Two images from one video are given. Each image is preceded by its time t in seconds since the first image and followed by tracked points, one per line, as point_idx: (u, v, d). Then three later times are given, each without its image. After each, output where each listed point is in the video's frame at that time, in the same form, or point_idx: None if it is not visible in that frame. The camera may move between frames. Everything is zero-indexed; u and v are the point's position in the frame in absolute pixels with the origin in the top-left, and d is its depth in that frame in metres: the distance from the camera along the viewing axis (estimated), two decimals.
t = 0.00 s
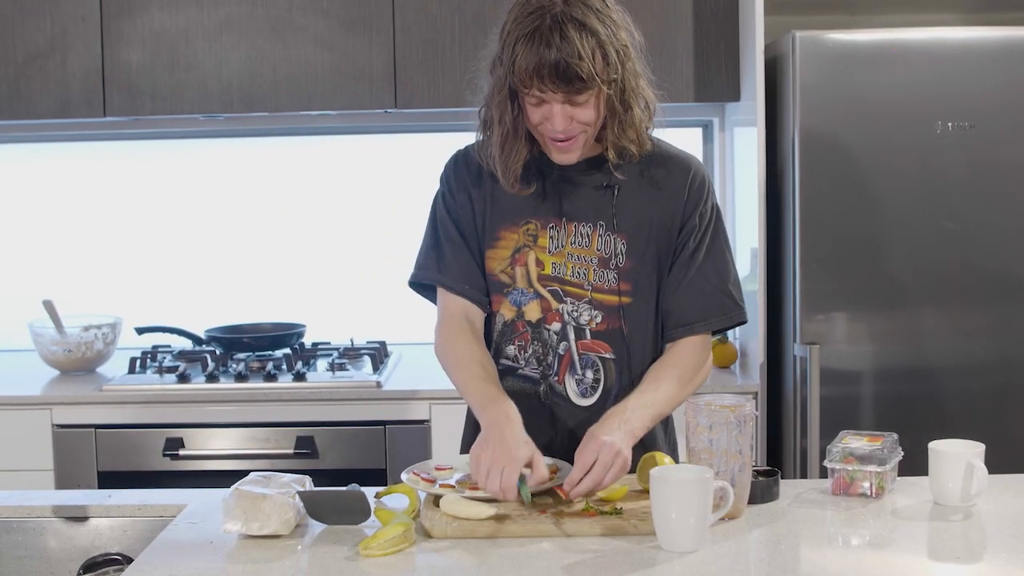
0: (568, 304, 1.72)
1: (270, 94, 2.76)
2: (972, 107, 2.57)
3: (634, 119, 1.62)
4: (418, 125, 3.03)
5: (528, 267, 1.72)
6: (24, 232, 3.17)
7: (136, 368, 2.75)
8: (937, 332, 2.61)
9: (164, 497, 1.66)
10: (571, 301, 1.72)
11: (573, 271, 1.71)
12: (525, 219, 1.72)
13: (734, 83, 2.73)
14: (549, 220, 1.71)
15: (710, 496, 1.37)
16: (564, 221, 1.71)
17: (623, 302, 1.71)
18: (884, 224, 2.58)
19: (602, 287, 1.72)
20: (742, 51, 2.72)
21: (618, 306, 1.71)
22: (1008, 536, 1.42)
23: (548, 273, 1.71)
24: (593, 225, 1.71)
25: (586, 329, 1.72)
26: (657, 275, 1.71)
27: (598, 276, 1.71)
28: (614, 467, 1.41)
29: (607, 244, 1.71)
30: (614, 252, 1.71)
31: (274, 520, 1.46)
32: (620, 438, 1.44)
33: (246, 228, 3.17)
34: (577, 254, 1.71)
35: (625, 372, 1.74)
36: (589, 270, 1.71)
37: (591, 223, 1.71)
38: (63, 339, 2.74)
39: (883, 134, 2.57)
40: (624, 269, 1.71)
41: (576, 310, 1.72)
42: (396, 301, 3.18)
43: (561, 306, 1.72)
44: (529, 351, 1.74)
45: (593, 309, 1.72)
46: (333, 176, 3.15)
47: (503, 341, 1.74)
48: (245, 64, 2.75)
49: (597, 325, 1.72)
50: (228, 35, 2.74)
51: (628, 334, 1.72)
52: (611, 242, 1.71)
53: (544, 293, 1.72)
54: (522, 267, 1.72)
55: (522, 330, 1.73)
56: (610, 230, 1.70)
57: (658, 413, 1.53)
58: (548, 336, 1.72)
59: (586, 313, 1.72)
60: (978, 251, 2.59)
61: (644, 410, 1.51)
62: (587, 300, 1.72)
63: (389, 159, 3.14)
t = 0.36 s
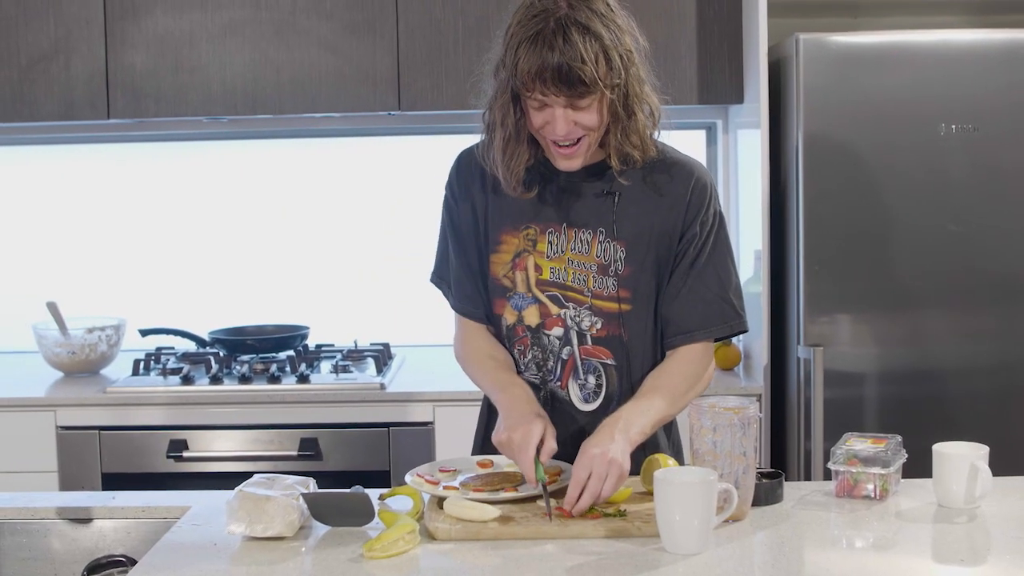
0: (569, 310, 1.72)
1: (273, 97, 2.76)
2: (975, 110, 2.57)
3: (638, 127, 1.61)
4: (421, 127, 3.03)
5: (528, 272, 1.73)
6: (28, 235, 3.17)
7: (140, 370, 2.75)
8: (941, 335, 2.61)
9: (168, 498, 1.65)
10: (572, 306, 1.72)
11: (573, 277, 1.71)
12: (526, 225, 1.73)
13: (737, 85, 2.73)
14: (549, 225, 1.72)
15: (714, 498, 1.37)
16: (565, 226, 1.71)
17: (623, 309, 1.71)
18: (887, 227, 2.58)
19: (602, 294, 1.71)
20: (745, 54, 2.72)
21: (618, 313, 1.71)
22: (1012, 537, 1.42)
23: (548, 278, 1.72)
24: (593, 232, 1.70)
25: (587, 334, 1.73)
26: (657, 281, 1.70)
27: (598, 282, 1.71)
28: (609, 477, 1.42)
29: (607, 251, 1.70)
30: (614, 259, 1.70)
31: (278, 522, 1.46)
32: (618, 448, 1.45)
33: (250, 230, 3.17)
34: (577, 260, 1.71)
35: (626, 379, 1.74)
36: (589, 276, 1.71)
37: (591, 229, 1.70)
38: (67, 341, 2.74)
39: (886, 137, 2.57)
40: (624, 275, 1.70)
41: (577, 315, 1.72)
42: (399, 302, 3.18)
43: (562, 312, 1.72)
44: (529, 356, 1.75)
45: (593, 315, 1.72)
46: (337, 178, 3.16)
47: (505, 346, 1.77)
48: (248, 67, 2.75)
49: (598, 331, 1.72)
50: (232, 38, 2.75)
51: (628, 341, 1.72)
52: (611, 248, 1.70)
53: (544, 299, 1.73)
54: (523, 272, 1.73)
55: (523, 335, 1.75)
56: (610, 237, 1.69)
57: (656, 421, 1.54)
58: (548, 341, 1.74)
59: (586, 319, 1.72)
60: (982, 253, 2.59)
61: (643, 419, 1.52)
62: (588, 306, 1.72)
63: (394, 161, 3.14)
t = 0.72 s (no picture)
0: (589, 309, 1.72)
1: (293, 98, 2.77)
2: (995, 110, 2.56)
3: (655, 128, 1.60)
4: (440, 128, 3.03)
5: (549, 271, 1.73)
6: (47, 235, 3.18)
7: (159, 370, 2.76)
8: (959, 336, 2.60)
9: (188, 498, 1.65)
10: (592, 305, 1.71)
11: (593, 276, 1.71)
12: (547, 224, 1.73)
13: (757, 86, 2.73)
14: (570, 225, 1.72)
15: (733, 499, 1.36)
16: (585, 225, 1.71)
17: (642, 308, 1.70)
18: (904, 228, 2.58)
19: (622, 293, 1.70)
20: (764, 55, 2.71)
21: (638, 312, 1.70)
22: None
23: (568, 277, 1.72)
24: (612, 231, 1.70)
25: (608, 333, 1.72)
26: (677, 281, 1.69)
27: (618, 282, 1.70)
28: (620, 477, 1.40)
29: (626, 250, 1.69)
30: (633, 258, 1.69)
31: (298, 522, 1.46)
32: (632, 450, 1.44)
33: (269, 231, 3.17)
34: (596, 259, 1.70)
35: (646, 379, 1.73)
36: (608, 276, 1.70)
37: (611, 229, 1.70)
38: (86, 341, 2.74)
39: (905, 137, 2.56)
40: (643, 275, 1.69)
41: (597, 315, 1.71)
42: (417, 303, 3.19)
43: (582, 311, 1.72)
44: (551, 355, 1.75)
45: (613, 314, 1.71)
46: (355, 178, 3.16)
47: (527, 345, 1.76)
48: (267, 67, 2.76)
49: (618, 330, 1.71)
50: (250, 38, 2.75)
51: (649, 340, 1.71)
52: (631, 248, 1.69)
53: (565, 298, 1.73)
54: (544, 271, 1.73)
55: (544, 334, 1.75)
56: (630, 237, 1.69)
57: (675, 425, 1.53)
58: (569, 340, 1.73)
59: (606, 318, 1.71)
60: (1002, 254, 2.58)
61: (660, 422, 1.50)
62: (607, 306, 1.71)
63: (412, 162, 3.14)
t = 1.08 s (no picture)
0: (595, 309, 1.71)
1: (298, 101, 2.77)
2: (1000, 113, 2.56)
3: (660, 130, 1.58)
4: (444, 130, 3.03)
5: (555, 271, 1.73)
6: (53, 238, 3.18)
7: (164, 372, 2.76)
8: (964, 339, 2.60)
9: (194, 501, 1.65)
10: (597, 306, 1.71)
11: (598, 276, 1.70)
12: (553, 224, 1.73)
13: (762, 89, 2.73)
14: (576, 225, 1.71)
15: (738, 502, 1.37)
16: (590, 226, 1.70)
17: (648, 308, 1.69)
18: (908, 232, 2.58)
19: (627, 293, 1.69)
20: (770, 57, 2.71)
21: (643, 312, 1.69)
22: None
23: (573, 277, 1.72)
24: (618, 231, 1.69)
25: (613, 333, 1.71)
26: (682, 281, 1.68)
27: (623, 282, 1.69)
28: (627, 482, 1.40)
29: (631, 250, 1.68)
30: (638, 258, 1.68)
31: (303, 525, 1.46)
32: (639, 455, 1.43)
33: (275, 233, 3.17)
34: (602, 259, 1.70)
35: (651, 378, 1.72)
36: (613, 276, 1.69)
37: (616, 229, 1.69)
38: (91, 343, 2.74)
39: (909, 139, 2.56)
40: (649, 275, 1.68)
41: (602, 314, 1.71)
42: (422, 306, 3.19)
43: (587, 311, 1.72)
44: (556, 355, 1.76)
45: (618, 314, 1.70)
46: (360, 181, 3.16)
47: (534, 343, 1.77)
48: (273, 69, 2.76)
49: (623, 330, 1.71)
50: (256, 41, 2.75)
51: (654, 340, 1.70)
52: (636, 248, 1.68)
53: (570, 298, 1.72)
54: (550, 271, 1.73)
55: (550, 333, 1.75)
56: (635, 236, 1.67)
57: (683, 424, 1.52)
58: (574, 340, 1.73)
59: (611, 318, 1.71)
60: (1007, 257, 2.58)
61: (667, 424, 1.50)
62: (612, 306, 1.70)
63: (417, 164, 3.14)
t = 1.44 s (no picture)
0: (597, 310, 1.71)
1: (299, 102, 2.77)
2: (1001, 114, 2.56)
3: (654, 134, 1.57)
4: (445, 132, 3.04)
5: (557, 274, 1.74)
6: (54, 239, 3.19)
7: (165, 373, 2.76)
8: (965, 339, 2.60)
9: (194, 502, 1.65)
10: (599, 306, 1.71)
11: (600, 276, 1.71)
12: (554, 228, 1.74)
13: (762, 90, 2.73)
14: (576, 227, 1.73)
15: (738, 503, 1.36)
16: (591, 227, 1.71)
17: (651, 307, 1.68)
18: (908, 233, 2.58)
19: (628, 293, 1.69)
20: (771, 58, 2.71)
21: (646, 311, 1.69)
22: None
23: (575, 279, 1.73)
24: (618, 232, 1.69)
25: (616, 334, 1.71)
26: (684, 280, 1.67)
27: (624, 281, 1.69)
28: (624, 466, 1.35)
29: (631, 250, 1.68)
30: (639, 258, 1.68)
31: (302, 526, 1.46)
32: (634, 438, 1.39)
33: (276, 235, 3.17)
34: (603, 260, 1.70)
35: (657, 378, 1.71)
36: (614, 276, 1.70)
37: (616, 230, 1.69)
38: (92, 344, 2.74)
39: (910, 141, 2.57)
40: (649, 274, 1.68)
41: (605, 315, 1.71)
42: (422, 307, 3.19)
43: (590, 312, 1.72)
44: (561, 357, 1.75)
45: (621, 314, 1.70)
46: (361, 182, 3.16)
47: (538, 347, 1.77)
48: (274, 70, 2.76)
49: (626, 330, 1.70)
50: (257, 42, 2.75)
51: (658, 339, 1.69)
52: (636, 248, 1.68)
53: (573, 300, 1.73)
54: (553, 274, 1.75)
55: (555, 336, 1.75)
56: (635, 236, 1.68)
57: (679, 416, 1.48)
58: (579, 342, 1.73)
59: (613, 318, 1.70)
60: (1008, 258, 2.58)
61: (663, 409, 1.46)
62: (614, 306, 1.70)
63: (418, 165, 3.15)
